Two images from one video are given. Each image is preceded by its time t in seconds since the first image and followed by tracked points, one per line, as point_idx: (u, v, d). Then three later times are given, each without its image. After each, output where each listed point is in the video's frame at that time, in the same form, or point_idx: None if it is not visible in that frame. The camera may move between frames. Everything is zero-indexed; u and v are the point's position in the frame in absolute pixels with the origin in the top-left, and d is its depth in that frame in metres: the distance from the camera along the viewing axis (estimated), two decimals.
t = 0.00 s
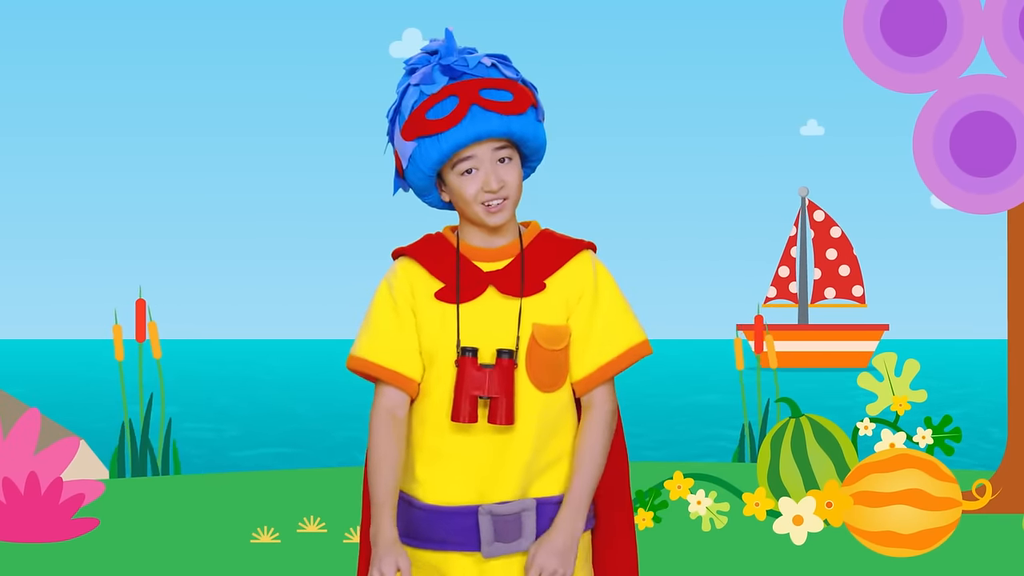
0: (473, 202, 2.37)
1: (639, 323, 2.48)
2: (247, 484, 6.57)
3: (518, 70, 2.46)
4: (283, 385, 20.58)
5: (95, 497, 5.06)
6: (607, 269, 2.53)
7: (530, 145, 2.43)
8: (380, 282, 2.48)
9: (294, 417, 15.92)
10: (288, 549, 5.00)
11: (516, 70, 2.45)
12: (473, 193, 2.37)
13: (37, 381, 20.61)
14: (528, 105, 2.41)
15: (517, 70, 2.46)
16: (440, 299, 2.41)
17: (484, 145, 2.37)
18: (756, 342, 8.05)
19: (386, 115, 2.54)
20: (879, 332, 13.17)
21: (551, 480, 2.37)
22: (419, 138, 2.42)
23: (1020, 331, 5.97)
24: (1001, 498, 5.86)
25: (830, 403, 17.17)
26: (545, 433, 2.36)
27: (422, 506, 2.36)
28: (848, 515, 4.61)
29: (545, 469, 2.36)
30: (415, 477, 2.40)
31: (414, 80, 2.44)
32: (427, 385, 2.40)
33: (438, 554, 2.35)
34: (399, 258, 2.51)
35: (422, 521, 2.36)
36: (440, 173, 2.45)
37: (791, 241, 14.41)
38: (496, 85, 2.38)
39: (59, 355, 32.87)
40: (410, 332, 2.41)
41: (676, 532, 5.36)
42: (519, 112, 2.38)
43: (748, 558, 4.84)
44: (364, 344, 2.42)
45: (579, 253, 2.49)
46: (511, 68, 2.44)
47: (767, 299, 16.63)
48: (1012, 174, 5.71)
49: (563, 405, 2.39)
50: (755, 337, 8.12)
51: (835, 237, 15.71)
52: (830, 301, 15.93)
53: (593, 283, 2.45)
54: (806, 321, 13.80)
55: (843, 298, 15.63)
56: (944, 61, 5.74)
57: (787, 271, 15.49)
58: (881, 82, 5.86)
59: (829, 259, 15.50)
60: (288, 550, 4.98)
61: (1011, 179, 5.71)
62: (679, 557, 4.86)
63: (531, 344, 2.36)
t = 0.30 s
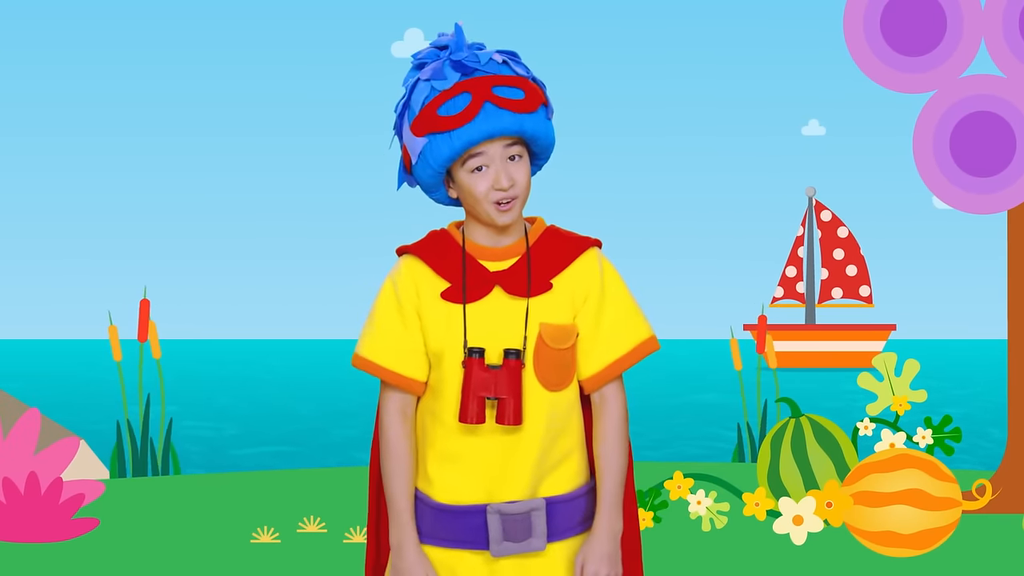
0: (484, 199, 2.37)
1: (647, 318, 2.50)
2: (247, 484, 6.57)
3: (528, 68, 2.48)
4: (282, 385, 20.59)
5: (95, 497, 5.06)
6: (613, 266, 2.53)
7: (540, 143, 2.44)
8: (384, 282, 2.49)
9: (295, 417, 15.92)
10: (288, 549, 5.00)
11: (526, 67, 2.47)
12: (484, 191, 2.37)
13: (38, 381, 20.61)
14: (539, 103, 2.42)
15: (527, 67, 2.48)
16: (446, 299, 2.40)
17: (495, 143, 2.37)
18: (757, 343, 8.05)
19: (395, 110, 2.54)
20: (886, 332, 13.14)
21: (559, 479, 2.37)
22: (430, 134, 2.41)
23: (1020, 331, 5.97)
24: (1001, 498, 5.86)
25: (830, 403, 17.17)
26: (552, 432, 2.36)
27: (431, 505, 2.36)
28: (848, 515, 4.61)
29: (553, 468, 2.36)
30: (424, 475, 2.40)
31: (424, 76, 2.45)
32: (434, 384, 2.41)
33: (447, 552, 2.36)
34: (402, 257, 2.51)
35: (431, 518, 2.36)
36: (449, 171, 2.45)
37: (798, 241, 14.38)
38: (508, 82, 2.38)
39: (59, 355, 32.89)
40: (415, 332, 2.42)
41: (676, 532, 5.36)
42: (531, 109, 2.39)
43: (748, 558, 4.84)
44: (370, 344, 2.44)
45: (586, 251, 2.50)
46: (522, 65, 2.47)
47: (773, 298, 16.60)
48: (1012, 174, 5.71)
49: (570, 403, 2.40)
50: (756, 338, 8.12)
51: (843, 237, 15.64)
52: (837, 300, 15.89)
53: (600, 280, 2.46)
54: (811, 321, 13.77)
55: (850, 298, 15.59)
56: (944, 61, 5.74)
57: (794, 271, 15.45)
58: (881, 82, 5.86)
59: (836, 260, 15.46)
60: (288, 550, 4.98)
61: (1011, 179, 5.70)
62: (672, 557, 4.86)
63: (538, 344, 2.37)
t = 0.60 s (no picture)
0: (485, 211, 2.36)
1: (649, 321, 2.52)
2: (247, 484, 6.57)
3: (528, 77, 2.47)
4: (282, 386, 20.59)
5: (95, 497, 5.06)
6: (616, 267, 2.54)
7: (541, 152, 2.44)
8: (389, 287, 2.49)
9: (295, 417, 15.91)
10: (288, 549, 5.00)
11: (526, 76, 2.47)
12: (484, 203, 2.36)
13: (39, 381, 20.62)
14: (539, 113, 2.42)
15: (527, 76, 2.47)
16: (452, 307, 2.40)
17: (495, 155, 2.36)
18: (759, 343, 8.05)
19: (396, 119, 2.54)
20: (894, 331, 13.11)
21: (566, 482, 2.38)
22: (429, 147, 2.42)
23: (1020, 330, 5.97)
24: (1001, 498, 5.86)
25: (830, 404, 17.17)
26: (558, 437, 2.37)
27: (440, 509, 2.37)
28: (848, 515, 4.61)
29: (560, 471, 2.38)
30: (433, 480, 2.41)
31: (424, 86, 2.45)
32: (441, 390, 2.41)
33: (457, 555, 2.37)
34: (405, 263, 2.51)
35: (440, 522, 2.37)
36: (450, 181, 2.44)
37: (804, 241, 14.35)
38: (507, 94, 2.38)
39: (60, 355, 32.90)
40: (422, 339, 2.42)
41: (676, 531, 5.37)
42: (531, 121, 2.39)
43: (748, 558, 4.84)
44: (376, 351, 2.44)
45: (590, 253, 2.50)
46: (521, 72, 2.47)
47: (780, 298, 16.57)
48: (1012, 174, 5.71)
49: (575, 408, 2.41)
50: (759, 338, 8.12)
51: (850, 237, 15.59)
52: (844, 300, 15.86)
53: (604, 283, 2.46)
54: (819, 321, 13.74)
55: (857, 298, 15.56)
56: (944, 62, 5.74)
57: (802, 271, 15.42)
58: (881, 82, 5.86)
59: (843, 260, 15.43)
60: (288, 550, 4.99)
61: (1012, 179, 5.70)
62: (672, 557, 4.87)
63: (545, 350, 2.37)
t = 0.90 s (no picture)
0: (502, 187, 2.39)
1: (659, 312, 2.54)
2: (248, 484, 6.57)
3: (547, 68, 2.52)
4: (282, 386, 20.60)
5: (95, 497, 5.06)
6: (629, 261, 2.56)
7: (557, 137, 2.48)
8: (399, 272, 2.48)
9: (295, 416, 15.91)
10: (288, 549, 5.01)
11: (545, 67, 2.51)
12: (502, 178, 2.38)
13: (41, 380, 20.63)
14: (557, 99, 2.46)
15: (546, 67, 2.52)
16: (463, 288, 2.41)
17: (514, 131, 2.39)
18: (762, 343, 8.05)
19: (414, 103, 2.55)
20: (902, 331, 13.09)
21: (577, 469, 2.38)
22: (449, 119, 2.42)
23: (1020, 331, 5.96)
24: (1001, 498, 5.86)
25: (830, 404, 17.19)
26: (570, 423, 2.37)
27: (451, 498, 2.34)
28: (848, 515, 4.61)
29: (571, 458, 2.38)
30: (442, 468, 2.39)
31: (445, 68, 2.47)
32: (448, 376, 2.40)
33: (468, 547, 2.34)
34: (417, 250, 2.51)
35: (451, 513, 2.35)
36: (466, 160, 2.46)
37: (811, 241, 14.33)
38: (528, 75, 2.42)
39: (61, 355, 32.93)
40: (430, 325, 2.41)
41: (676, 531, 5.37)
42: (550, 102, 2.43)
43: (747, 558, 4.84)
44: (384, 334, 2.43)
45: (600, 243, 2.53)
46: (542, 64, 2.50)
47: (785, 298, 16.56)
48: (1013, 174, 5.71)
49: (587, 393, 2.42)
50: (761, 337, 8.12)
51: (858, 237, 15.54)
52: (851, 300, 15.82)
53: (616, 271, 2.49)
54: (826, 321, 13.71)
55: (864, 298, 15.54)
56: (944, 62, 5.75)
57: (809, 270, 15.40)
58: (881, 82, 5.86)
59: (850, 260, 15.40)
60: (288, 550, 4.99)
61: (1012, 180, 5.70)
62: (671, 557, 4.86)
63: (556, 334, 2.38)
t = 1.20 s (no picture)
0: (511, 183, 2.42)
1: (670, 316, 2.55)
2: (249, 484, 6.58)
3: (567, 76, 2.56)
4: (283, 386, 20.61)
5: (95, 497, 5.06)
6: (643, 267, 2.57)
7: (570, 139, 2.49)
8: (409, 275, 2.52)
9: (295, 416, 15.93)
10: (287, 550, 5.01)
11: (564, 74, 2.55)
12: (512, 174, 2.41)
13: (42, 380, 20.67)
14: (572, 101, 2.49)
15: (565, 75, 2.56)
16: (474, 282, 2.43)
17: (526, 126, 2.43)
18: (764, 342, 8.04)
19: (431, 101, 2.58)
20: (909, 331, 13.08)
21: (591, 466, 2.38)
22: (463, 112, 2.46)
23: (1020, 331, 5.96)
24: (1001, 498, 5.86)
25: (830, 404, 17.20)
26: (583, 419, 2.37)
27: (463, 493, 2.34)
28: (848, 515, 4.61)
29: (585, 455, 2.37)
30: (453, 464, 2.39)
31: (464, 66, 2.51)
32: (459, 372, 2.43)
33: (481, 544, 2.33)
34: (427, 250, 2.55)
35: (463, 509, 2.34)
36: (478, 156, 2.50)
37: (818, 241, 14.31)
38: (543, 75, 2.46)
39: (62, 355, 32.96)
40: (438, 322, 2.46)
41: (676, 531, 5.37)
42: (564, 103, 2.45)
43: (747, 558, 4.84)
44: (397, 337, 2.48)
45: (611, 246, 2.53)
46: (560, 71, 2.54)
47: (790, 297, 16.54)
48: (1013, 174, 5.71)
49: (599, 390, 2.42)
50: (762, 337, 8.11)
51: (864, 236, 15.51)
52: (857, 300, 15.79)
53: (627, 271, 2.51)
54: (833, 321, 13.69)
55: (871, 297, 15.51)
56: (943, 62, 5.75)
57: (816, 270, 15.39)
58: (881, 82, 5.86)
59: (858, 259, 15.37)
60: (288, 550, 4.99)
61: (1012, 180, 5.70)
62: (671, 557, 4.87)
63: (568, 327, 2.39)
